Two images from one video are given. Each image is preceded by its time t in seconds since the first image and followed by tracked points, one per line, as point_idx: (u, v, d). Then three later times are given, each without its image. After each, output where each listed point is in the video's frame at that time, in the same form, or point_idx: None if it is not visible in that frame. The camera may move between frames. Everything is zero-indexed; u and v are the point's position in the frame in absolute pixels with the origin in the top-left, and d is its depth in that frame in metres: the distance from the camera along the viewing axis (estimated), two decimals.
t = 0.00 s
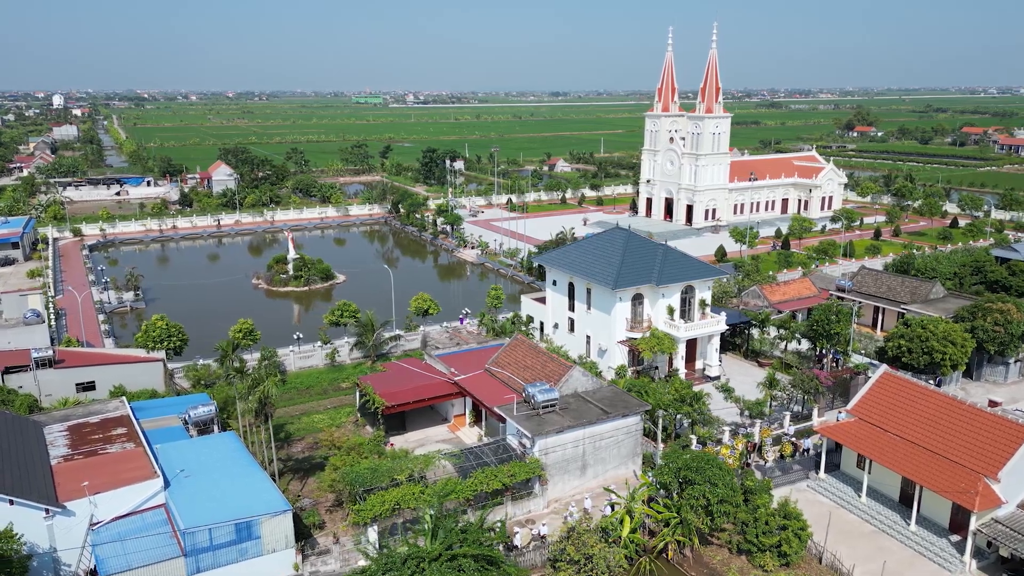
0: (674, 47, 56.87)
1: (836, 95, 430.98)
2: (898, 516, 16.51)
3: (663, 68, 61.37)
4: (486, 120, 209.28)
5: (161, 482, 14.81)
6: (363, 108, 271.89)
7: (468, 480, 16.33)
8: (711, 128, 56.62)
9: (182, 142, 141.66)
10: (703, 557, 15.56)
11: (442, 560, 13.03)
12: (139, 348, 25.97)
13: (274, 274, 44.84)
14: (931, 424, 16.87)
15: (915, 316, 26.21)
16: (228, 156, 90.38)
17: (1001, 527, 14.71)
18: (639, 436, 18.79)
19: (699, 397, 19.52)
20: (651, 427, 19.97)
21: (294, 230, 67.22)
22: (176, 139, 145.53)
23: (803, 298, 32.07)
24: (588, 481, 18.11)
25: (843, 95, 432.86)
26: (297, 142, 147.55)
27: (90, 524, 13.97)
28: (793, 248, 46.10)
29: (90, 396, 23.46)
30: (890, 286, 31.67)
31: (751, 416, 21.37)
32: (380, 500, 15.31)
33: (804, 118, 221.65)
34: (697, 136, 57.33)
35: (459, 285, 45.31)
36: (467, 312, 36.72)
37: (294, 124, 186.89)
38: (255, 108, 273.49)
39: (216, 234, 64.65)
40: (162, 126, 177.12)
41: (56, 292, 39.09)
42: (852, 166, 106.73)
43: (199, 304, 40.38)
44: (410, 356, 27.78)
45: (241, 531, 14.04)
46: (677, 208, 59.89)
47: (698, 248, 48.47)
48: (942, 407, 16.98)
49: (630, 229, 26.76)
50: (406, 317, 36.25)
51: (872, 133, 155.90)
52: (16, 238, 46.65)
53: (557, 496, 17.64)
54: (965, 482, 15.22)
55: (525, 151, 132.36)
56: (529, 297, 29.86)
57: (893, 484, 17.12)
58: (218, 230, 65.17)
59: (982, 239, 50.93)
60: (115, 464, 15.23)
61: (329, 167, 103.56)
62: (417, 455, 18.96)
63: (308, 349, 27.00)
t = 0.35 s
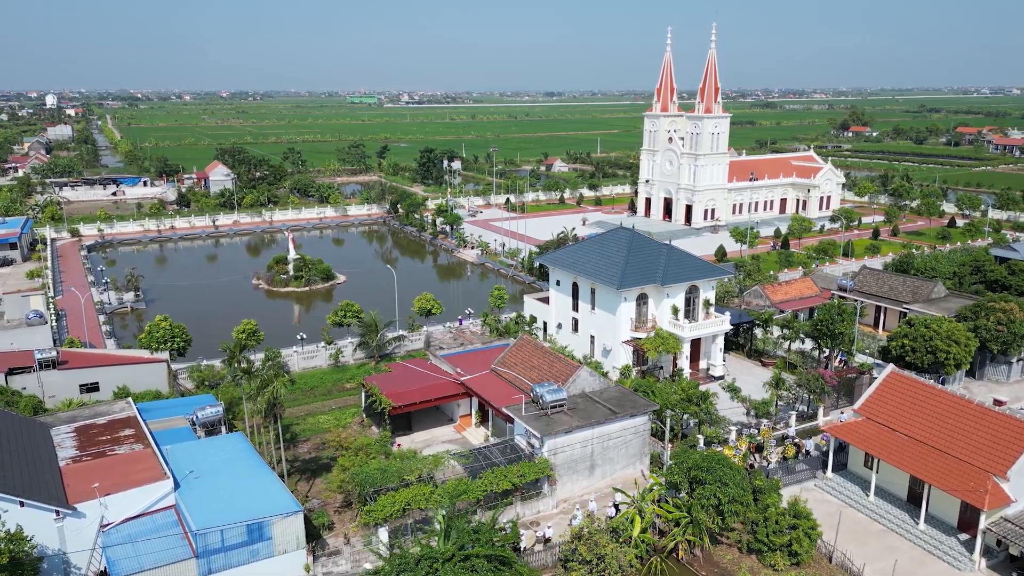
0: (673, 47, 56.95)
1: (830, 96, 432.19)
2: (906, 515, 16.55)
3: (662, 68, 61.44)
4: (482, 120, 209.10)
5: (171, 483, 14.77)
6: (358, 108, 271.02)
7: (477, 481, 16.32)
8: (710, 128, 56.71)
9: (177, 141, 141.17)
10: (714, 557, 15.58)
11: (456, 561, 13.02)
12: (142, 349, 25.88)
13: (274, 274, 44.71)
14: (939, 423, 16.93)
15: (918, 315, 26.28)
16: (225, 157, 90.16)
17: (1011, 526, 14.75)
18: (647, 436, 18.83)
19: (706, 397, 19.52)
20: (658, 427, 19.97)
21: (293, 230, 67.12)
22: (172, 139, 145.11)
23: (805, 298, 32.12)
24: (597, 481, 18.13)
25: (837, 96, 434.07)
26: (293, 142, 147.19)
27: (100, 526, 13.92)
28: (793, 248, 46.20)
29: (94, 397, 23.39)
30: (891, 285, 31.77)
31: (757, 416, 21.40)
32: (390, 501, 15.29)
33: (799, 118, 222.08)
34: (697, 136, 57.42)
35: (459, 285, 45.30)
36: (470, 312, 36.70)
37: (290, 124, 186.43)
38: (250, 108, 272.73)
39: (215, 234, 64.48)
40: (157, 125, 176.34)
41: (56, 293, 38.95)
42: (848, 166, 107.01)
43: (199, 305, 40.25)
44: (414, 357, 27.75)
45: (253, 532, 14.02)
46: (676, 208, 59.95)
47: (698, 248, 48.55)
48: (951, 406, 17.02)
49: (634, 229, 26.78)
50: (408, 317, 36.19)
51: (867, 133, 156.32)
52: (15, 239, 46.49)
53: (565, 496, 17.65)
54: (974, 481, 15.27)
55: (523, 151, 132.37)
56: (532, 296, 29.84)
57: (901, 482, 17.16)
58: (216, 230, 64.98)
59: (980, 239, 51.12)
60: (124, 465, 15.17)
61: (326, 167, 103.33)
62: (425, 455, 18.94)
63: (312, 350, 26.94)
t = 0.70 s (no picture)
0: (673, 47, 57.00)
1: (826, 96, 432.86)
2: (915, 514, 16.58)
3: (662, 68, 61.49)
4: (480, 120, 208.91)
5: (181, 484, 14.74)
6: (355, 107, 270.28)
7: (487, 481, 16.31)
8: (710, 128, 56.77)
9: (174, 141, 140.82)
10: (724, 557, 15.59)
11: (468, 561, 13.03)
12: (147, 349, 25.82)
13: (276, 274, 44.63)
14: (947, 423, 16.97)
15: (922, 315, 26.31)
16: (224, 157, 90.02)
17: (1021, 525, 14.77)
18: (655, 436, 18.84)
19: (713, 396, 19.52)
20: (666, 428, 19.99)
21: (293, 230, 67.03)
22: (169, 139, 144.74)
23: (808, 297, 32.15)
24: (605, 481, 18.13)
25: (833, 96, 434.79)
26: (291, 142, 146.93)
27: (111, 526, 13.90)
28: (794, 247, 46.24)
29: (98, 398, 23.33)
30: (894, 285, 31.82)
31: (764, 416, 21.42)
32: (401, 501, 15.28)
33: (795, 118, 222.28)
34: (697, 136, 57.46)
35: (460, 285, 45.29)
36: (473, 312, 36.73)
37: (287, 124, 186.21)
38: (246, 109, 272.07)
39: (215, 234, 64.35)
40: (153, 125, 175.81)
41: (57, 293, 38.84)
42: (846, 166, 107.14)
43: (201, 305, 40.17)
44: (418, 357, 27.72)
45: (264, 533, 14.00)
46: (677, 208, 59.97)
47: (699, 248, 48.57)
48: (959, 406, 17.05)
49: (638, 229, 26.79)
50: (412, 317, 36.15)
51: (864, 132, 156.50)
52: (15, 239, 46.37)
53: (574, 496, 17.65)
54: (983, 480, 15.29)
55: (521, 151, 132.33)
56: (536, 296, 29.85)
57: (909, 482, 17.17)
58: (216, 230, 64.83)
59: (980, 238, 51.23)
60: (134, 466, 15.13)
61: (324, 167, 103.21)
62: (433, 455, 18.92)
63: (316, 350, 26.91)
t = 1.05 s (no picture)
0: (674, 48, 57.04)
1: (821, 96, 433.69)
2: (925, 513, 16.59)
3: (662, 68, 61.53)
4: (477, 120, 208.76)
5: (192, 485, 14.72)
6: (351, 107, 269.34)
7: (498, 481, 16.30)
8: (711, 128, 56.82)
9: (171, 141, 140.46)
10: (735, 557, 15.60)
11: (482, 562, 13.03)
12: (152, 350, 25.77)
13: (278, 274, 44.58)
14: (956, 422, 16.99)
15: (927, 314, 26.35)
16: (223, 157, 89.86)
17: None
18: (664, 436, 18.85)
19: (721, 396, 19.52)
20: (674, 428, 19.97)
21: (293, 230, 66.95)
22: (166, 139, 144.36)
23: (811, 297, 32.17)
24: (614, 481, 18.14)
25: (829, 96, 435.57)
26: (288, 142, 146.69)
27: (123, 528, 13.87)
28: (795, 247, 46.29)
29: (103, 399, 23.24)
30: (897, 285, 31.86)
31: (771, 415, 21.45)
32: (412, 501, 15.26)
33: (792, 118, 222.51)
34: (697, 136, 57.50)
35: (462, 285, 45.31)
36: (478, 312, 36.75)
37: (284, 124, 186.08)
38: (242, 109, 271.40)
39: (214, 234, 64.23)
40: (150, 126, 175.32)
41: (58, 294, 38.75)
42: (845, 166, 107.29)
43: (204, 305, 40.11)
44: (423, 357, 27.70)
45: (276, 534, 13.97)
46: (677, 208, 60.00)
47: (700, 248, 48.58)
48: (969, 405, 17.08)
49: (643, 229, 26.79)
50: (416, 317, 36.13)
51: (861, 132, 156.69)
52: (15, 240, 46.25)
53: (584, 496, 17.65)
54: (994, 479, 15.31)
55: (519, 151, 132.33)
56: (541, 296, 29.86)
57: (918, 481, 17.19)
58: (216, 231, 64.70)
59: (980, 238, 51.31)
60: (145, 467, 15.10)
61: (323, 168, 103.14)
62: (441, 456, 18.90)
63: (321, 350, 26.88)
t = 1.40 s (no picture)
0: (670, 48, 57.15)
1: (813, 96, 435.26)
2: (928, 512, 16.65)
3: (658, 68, 61.64)
4: (471, 120, 208.60)
5: (197, 488, 14.65)
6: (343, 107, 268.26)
7: (504, 481, 16.27)
8: (707, 128, 56.93)
9: (163, 141, 139.79)
10: (741, 556, 15.63)
11: (492, 562, 13.02)
12: (152, 351, 25.65)
13: (275, 275, 44.43)
14: (960, 421, 17.05)
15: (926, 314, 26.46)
16: (217, 158, 89.54)
17: None
18: (668, 436, 18.87)
19: (724, 396, 19.56)
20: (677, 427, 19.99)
21: (288, 231, 66.77)
22: (159, 139, 143.63)
23: (809, 297, 32.28)
24: (618, 480, 18.15)
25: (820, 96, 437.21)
26: (282, 142, 146.23)
27: (128, 530, 13.78)
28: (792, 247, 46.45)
29: (103, 401, 23.10)
30: (895, 284, 32.01)
31: (774, 415, 21.49)
32: (419, 502, 15.23)
33: (784, 118, 223.16)
34: (694, 136, 57.61)
35: (460, 285, 45.30)
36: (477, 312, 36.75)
37: (277, 124, 185.67)
38: (234, 109, 270.12)
39: (210, 235, 63.98)
40: (141, 125, 174.35)
41: (53, 295, 38.50)
42: (838, 165, 107.72)
43: (201, 306, 39.93)
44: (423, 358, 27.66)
45: (283, 535, 13.92)
46: (673, 208, 60.10)
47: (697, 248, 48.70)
48: (971, 404, 17.13)
49: (644, 229, 26.80)
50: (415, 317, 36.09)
51: (853, 132, 157.29)
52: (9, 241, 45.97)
53: (588, 496, 17.66)
54: (998, 478, 15.37)
55: (513, 151, 132.32)
56: (541, 296, 29.87)
57: (920, 480, 17.25)
58: (212, 231, 64.44)
59: (975, 237, 51.57)
60: (150, 469, 15.00)
61: (317, 168, 102.86)
62: (445, 456, 18.87)
63: (322, 351, 26.81)
